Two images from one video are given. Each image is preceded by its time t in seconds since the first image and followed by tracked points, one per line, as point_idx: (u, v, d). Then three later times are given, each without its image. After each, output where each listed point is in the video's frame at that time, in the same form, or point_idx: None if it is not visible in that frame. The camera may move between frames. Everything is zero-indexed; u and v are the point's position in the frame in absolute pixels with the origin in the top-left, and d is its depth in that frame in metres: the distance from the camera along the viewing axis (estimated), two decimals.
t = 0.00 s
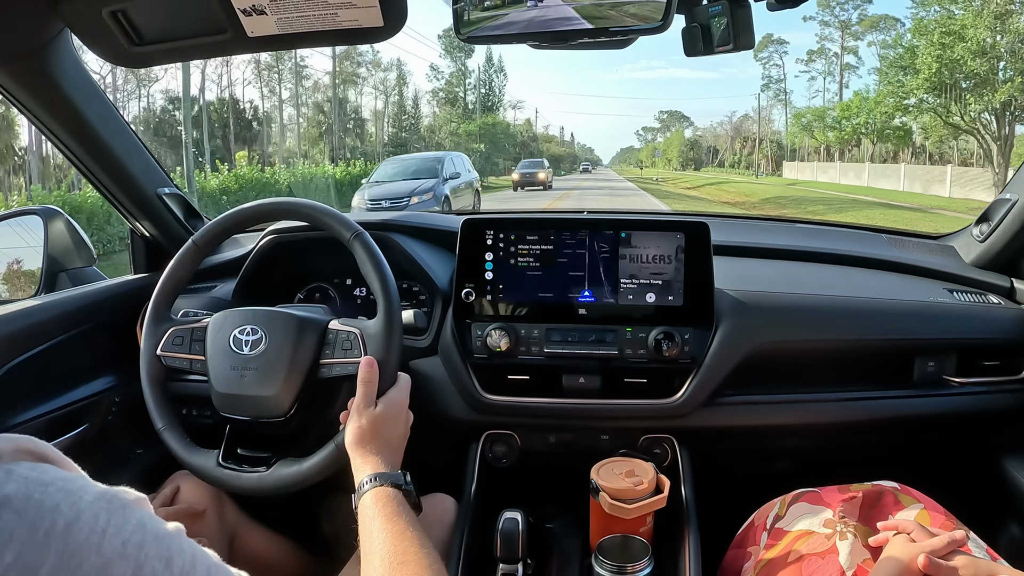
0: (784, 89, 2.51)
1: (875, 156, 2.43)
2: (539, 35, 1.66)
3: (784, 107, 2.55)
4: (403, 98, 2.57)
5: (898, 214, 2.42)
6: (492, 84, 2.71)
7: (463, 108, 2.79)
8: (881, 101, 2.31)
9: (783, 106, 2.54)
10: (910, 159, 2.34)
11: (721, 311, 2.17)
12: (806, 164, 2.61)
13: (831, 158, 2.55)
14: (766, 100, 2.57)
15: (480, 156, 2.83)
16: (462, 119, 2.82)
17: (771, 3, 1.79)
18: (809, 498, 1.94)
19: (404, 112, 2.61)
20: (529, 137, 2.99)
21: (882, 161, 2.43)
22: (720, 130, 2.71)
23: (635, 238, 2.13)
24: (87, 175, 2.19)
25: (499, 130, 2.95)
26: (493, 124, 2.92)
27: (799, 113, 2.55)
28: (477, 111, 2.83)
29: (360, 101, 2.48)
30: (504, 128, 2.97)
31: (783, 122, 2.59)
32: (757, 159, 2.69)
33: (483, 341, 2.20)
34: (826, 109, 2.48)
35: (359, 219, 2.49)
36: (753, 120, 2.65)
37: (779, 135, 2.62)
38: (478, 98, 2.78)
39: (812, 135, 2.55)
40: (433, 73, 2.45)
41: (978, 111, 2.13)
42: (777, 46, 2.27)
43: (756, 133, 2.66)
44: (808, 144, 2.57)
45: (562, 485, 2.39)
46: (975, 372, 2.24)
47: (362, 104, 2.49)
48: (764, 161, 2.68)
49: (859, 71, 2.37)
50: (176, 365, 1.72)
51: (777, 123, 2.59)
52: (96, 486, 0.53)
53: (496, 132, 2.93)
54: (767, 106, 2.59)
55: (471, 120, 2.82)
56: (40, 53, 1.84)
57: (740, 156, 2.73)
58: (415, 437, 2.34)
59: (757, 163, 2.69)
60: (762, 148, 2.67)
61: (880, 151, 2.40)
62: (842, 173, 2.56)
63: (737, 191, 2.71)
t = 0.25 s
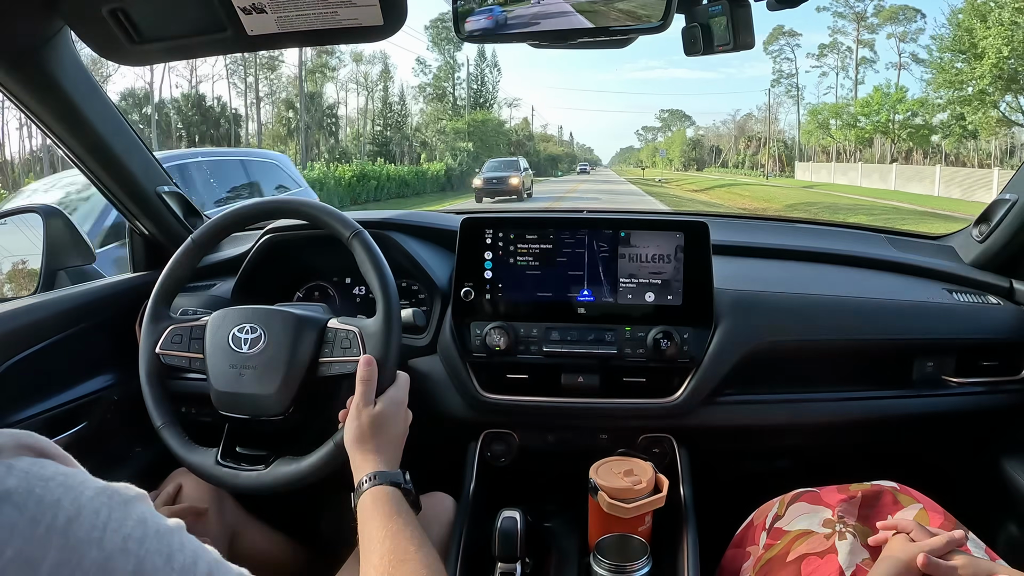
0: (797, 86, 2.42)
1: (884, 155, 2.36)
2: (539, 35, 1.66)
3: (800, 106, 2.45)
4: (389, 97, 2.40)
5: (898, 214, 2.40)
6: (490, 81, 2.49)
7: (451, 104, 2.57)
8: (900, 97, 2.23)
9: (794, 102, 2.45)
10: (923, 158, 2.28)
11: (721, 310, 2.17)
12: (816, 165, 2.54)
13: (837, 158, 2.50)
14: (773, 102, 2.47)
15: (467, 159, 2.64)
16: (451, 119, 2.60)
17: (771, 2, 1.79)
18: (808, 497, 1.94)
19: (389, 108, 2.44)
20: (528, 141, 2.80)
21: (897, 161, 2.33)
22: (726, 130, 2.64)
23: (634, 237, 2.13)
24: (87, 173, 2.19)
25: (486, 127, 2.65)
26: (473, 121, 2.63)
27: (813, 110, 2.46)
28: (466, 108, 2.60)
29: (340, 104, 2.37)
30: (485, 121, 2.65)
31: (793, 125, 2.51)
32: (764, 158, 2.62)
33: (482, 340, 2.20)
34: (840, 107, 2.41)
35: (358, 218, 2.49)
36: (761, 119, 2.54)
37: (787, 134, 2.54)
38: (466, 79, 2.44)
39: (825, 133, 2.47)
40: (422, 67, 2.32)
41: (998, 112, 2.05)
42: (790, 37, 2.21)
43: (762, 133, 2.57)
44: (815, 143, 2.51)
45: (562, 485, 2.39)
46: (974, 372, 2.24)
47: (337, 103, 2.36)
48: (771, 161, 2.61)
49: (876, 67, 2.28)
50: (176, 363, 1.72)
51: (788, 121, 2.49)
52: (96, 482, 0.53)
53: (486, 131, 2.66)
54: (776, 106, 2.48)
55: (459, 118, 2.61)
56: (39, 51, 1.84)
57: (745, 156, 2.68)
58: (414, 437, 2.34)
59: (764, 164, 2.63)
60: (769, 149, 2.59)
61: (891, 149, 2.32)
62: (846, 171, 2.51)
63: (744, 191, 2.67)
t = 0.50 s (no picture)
0: (812, 81, 2.29)
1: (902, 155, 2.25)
2: (538, 35, 1.66)
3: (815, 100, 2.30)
4: (371, 92, 2.30)
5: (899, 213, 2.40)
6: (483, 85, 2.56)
7: (438, 99, 2.58)
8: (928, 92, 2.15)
9: (809, 98, 2.31)
10: (939, 157, 2.24)
11: (721, 310, 2.17)
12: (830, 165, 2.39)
13: (856, 159, 2.35)
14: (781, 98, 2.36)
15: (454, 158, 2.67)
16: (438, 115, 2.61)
17: (771, 2, 1.78)
18: (809, 497, 1.94)
19: (373, 105, 2.36)
20: (524, 142, 2.85)
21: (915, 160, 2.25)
22: (729, 128, 2.43)
23: (634, 237, 2.13)
24: (88, 176, 2.19)
25: (475, 125, 2.68)
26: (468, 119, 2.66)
27: (830, 107, 2.31)
28: (454, 103, 2.62)
29: (312, 106, 2.23)
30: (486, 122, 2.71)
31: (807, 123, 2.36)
32: (772, 157, 2.41)
33: (482, 340, 2.20)
34: (859, 103, 2.25)
35: (359, 218, 2.49)
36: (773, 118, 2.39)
37: (798, 135, 2.40)
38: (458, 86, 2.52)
39: (846, 131, 2.32)
40: (405, 60, 2.19)
41: None
42: (805, 26, 2.16)
43: (767, 131, 2.40)
44: (831, 142, 2.37)
45: (563, 484, 2.39)
46: (975, 371, 2.24)
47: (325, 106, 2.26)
48: (779, 162, 2.41)
49: (894, 59, 2.20)
50: (176, 364, 1.72)
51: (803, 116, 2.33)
52: (96, 483, 0.54)
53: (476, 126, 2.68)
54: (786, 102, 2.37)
55: (446, 114, 2.63)
56: (38, 53, 1.84)
57: (749, 157, 2.45)
58: (415, 437, 2.34)
59: (770, 165, 2.42)
60: (775, 148, 2.40)
61: (911, 150, 2.23)
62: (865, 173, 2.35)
63: (749, 196, 2.53)
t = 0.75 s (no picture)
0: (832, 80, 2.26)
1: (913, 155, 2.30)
2: (539, 37, 1.66)
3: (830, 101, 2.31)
4: (351, 87, 2.22)
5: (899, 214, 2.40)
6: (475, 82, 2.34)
7: (424, 94, 2.32)
8: (955, 86, 2.16)
9: (827, 92, 2.30)
10: (951, 157, 2.29)
11: (721, 311, 2.17)
12: (845, 167, 2.39)
13: (865, 158, 2.37)
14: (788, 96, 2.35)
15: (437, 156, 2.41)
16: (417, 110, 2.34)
17: (770, 4, 1.78)
18: (809, 498, 1.94)
19: (353, 102, 2.28)
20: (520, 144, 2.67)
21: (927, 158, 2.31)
22: (733, 127, 2.46)
23: (634, 239, 2.13)
24: (89, 178, 2.19)
25: (461, 120, 2.38)
26: (456, 112, 2.37)
27: (843, 103, 2.31)
28: (442, 98, 2.35)
29: (277, 104, 2.26)
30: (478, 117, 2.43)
31: (820, 120, 2.37)
32: (780, 159, 2.47)
33: (482, 342, 2.20)
34: (880, 101, 2.24)
35: (359, 221, 2.49)
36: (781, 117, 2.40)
37: (805, 133, 2.44)
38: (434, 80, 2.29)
39: (866, 129, 2.31)
40: (387, 52, 2.05)
41: None
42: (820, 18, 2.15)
43: (768, 130, 2.45)
44: (844, 142, 2.39)
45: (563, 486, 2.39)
46: (975, 372, 2.24)
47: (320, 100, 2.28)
48: (786, 161, 2.47)
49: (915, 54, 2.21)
50: (176, 367, 1.73)
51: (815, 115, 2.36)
52: (89, 479, 0.53)
53: (460, 120, 2.38)
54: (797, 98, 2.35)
55: (431, 109, 2.34)
56: (39, 56, 1.84)
57: (754, 156, 2.50)
58: (415, 439, 2.34)
59: (776, 164, 2.48)
60: (782, 148, 2.47)
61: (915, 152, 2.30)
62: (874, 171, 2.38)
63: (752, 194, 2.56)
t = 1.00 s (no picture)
0: (833, 82, 2.27)
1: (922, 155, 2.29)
2: (539, 36, 1.66)
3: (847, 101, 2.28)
4: (329, 80, 2.07)
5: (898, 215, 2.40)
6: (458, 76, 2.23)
7: (406, 86, 2.18)
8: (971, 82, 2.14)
9: (845, 83, 2.27)
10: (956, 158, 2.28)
11: (720, 312, 2.17)
12: (867, 167, 2.36)
13: (879, 158, 2.34)
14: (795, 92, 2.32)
15: (416, 154, 2.29)
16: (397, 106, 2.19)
17: (771, 4, 1.78)
18: (809, 499, 1.94)
19: (331, 97, 2.11)
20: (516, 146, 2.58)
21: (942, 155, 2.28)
22: (737, 126, 2.42)
23: (633, 239, 2.13)
24: (89, 177, 2.19)
25: (443, 115, 2.24)
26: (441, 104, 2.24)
27: (860, 100, 2.27)
28: (426, 89, 2.22)
29: (241, 101, 2.14)
30: (465, 111, 2.31)
31: (837, 119, 2.34)
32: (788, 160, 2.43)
33: (481, 342, 2.20)
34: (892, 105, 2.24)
35: (358, 220, 2.49)
36: (788, 115, 2.38)
37: (813, 133, 2.38)
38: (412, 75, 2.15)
39: (893, 125, 2.26)
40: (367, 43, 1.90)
41: None
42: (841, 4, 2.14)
43: (773, 129, 2.42)
44: (853, 142, 2.35)
45: (562, 487, 2.39)
46: (974, 373, 2.24)
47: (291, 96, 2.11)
48: (794, 161, 2.43)
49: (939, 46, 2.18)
50: (176, 366, 1.73)
51: (814, 116, 2.36)
52: (93, 481, 0.53)
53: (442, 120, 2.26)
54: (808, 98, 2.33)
55: (412, 104, 2.21)
56: (39, 54, 1.84)
57: (760, 155, 2.43)
58: (414, 439, 2.33)
59: (781, 163, 2.43)
60: (790, 148, 2.42)
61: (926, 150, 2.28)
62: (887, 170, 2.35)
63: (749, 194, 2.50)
